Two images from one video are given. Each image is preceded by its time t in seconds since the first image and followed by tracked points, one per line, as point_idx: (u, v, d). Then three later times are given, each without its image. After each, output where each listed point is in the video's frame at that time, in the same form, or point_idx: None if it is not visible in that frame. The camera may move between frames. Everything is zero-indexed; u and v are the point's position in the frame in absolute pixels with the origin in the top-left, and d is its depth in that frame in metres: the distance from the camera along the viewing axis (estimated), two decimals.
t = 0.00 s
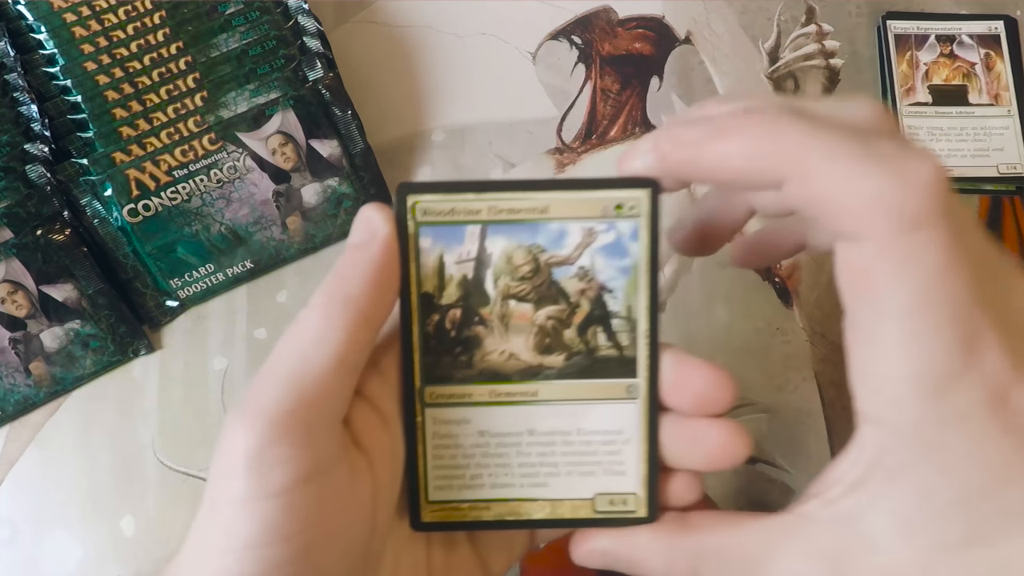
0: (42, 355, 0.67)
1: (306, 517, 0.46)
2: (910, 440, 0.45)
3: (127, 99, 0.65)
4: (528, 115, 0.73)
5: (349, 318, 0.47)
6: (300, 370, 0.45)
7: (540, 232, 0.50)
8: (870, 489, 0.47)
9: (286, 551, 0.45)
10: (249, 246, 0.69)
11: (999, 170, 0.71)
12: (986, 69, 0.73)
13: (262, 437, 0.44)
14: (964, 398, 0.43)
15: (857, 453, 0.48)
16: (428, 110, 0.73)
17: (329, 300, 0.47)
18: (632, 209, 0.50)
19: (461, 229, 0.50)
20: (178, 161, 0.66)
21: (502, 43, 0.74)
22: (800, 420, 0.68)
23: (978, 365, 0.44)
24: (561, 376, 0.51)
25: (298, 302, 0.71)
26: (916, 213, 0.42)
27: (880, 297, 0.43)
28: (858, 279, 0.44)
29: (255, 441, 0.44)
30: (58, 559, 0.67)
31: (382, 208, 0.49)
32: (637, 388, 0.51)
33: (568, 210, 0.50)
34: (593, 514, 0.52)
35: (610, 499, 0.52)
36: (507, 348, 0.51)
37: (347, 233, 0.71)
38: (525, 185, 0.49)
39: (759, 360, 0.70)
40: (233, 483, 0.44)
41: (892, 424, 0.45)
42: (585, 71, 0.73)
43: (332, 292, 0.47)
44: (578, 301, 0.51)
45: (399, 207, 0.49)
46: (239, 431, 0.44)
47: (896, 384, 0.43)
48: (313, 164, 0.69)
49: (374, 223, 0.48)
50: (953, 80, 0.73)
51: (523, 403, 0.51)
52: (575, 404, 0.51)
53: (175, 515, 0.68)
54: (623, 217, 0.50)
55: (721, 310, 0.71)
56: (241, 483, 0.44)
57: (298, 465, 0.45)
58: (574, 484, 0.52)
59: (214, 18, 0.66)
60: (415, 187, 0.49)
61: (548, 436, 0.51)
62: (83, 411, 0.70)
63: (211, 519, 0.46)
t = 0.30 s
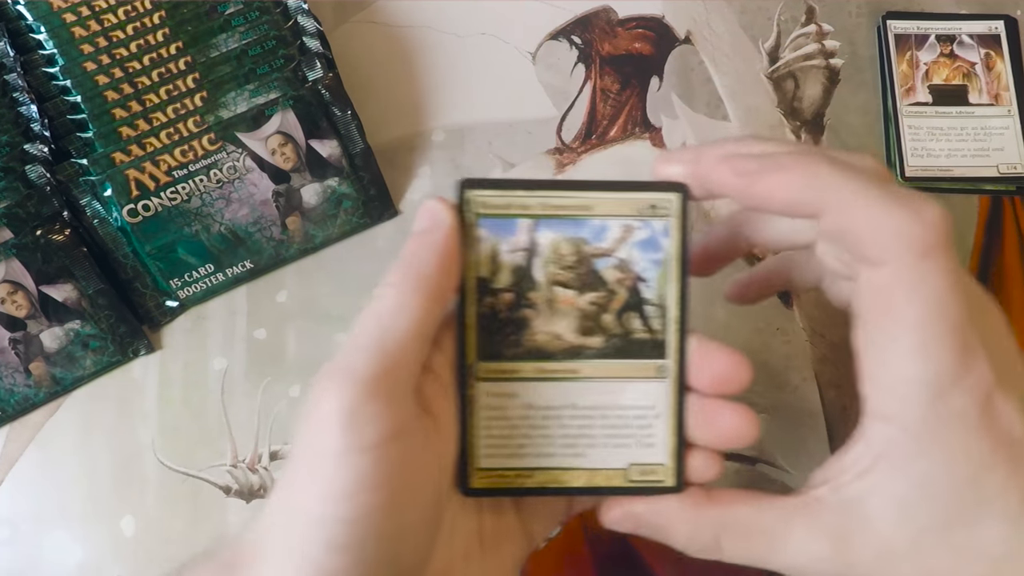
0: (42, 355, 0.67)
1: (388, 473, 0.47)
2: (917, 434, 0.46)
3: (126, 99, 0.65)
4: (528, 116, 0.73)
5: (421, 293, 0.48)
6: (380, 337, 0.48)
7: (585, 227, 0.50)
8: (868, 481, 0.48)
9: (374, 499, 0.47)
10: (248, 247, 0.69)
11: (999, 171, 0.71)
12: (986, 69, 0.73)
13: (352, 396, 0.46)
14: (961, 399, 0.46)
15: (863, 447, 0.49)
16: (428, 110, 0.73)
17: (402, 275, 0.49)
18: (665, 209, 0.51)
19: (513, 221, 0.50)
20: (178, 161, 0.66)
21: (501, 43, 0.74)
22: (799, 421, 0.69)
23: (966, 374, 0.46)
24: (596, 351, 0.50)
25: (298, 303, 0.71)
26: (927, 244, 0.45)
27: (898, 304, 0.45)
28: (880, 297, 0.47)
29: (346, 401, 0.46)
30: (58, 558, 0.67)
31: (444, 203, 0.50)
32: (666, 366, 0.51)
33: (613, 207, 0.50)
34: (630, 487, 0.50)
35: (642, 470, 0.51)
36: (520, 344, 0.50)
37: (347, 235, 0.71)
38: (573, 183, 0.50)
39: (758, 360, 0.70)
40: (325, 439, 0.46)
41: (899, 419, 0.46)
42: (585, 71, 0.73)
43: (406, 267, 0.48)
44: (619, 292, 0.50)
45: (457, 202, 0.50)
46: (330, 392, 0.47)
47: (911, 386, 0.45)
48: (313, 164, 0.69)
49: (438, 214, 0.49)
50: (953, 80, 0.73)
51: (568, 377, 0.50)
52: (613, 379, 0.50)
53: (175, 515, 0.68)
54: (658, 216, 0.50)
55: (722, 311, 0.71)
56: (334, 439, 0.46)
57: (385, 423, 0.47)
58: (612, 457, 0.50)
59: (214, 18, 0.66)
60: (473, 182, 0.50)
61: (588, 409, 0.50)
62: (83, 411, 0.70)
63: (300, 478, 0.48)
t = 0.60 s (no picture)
0: (45, 355, 0.67)
1: (388, 441, 0.48)
2: (913, 407, 0.47)
3: (129, 99, 0.65)
4: (530, 115, 0.73)
5: (420, 269, 0.49)
6: (379, 312, 0.48)
7: (577, 203, 0.51)
8: (864, 447, 0.48)
9: (374, 466, 0.47)
10: (252, 246, 0.69)
11: (1001, 170, 0.71)
12: (988, 69, 0.73)
13: (353, 366, 0.47)
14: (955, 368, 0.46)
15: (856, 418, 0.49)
16: (430, 110, 0.74)
17: (400, 251, 0.49)
18: (657, 183, 0.51)
19: (508, 201, 0.51)
20: (181, 161, 0.66)
21: (503, 43, 0.74)
22: (800, 419, 0.69)
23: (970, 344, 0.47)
24: (586, 322, 0.52)
25: (301, 303, 0.71)
26: (921, 216, 0.46)
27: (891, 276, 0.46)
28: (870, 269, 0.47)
29: (347, 370, 0.47)
30: (61, 558, 0.67)
31: (442, 184, 0.51)
32: (660, 339, 0.52)
33: (605, 183, 0.51)
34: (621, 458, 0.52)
35: (636, 440, 0.52)
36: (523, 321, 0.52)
37: (350, 235, 0.71)
38: (565, 161, 0.51)
39: (762, 361, 0.70)
40: (328, 408, 0.47)
41: (890, 389, 0.47)
42: (587, 71, 0.73)
43: (403, 245, 0.49)
44: (612, 267, 0.52)
45: (455, 183, 0.51)
46: (332, 363, 0.47)
47: (906, 356, 0.46)
48: (316, 164, 0.69)
49: (434, 193, 0.50)
50: (955, 80, 0.73)
51: (562, 349, 0.52)
52: (605, 352, 0.52)
53: (178, 515, 0.68)
54: (649, 190, 0.51)
55: (725, 312, 0.71)
56: (337, 407, 0.47)
57: (385, 391, 0.48)
58: (604, 429, 0.52)
59: (218, 18, 0.66)
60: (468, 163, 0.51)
61: (581, 380, 0.52)
62: (85, 411, 0.70)
63: (303, 448, 0.49)
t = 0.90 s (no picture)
0: (45, 355, 0.68)
1: (365, 413, 0.48)
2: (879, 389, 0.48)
3: (129, 99, 0.65)
4: (530, 115, 0.73)
5: (387, 244, 0.51)
6: (350, 289, 0.49)
7: (545, 179, 0.55)
8: (832, 430, 0.50)
9: (350, 440, 0.47)
10: (252, 246, 0.69)
11: (1001, 170, 0.71)
12: (987, 69, 0.73)
13: (325, 341, 0.47)
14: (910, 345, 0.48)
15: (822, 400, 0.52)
16: (430, 110, 0.74)
17: (369, 233, 0.51)
18: (625, 159, 0.55)
19: (478, 176, 0.55)
20: (181, 160, 0.66)
21: (503, 42, 0.74)
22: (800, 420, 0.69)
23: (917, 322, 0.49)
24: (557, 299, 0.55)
25: (301, 302, 0.71)
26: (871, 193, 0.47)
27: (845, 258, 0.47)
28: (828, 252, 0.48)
29: (319, 345, 0.47)
30: (60, 559, 0.67)
31: (411, 159, 0.54)
32: (628, 315, 0.55)
33: (571, 159, 0.55)
34: (594, 431, 0.56)
35: (607, 415, 0.56)
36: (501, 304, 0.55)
37: (350, 234, 0.71)
38: (530, 138, 0.54)
39: (761, 363, 0.70)
40: (301, 385, 0.47)
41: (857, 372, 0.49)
42: (587, 71, 0.73)
43: (371, 222, 0.51)
44: (579, 240, 0.55)
45: (426, 161, 0.55)
46: (303, 340, 0.48)
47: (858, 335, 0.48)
48: (316, 163, 0.69)
49: (404, 169, 0.53)
50: (955, 80, 0.73)
51: (532, 326, 0.55)
52: (574, 328, 0.55)
53: (178, 515, 0.68)
54: (617, 166, 0.55)
55: (724, 313, 0.71)
56: (310, 383, 0.47)
57: (357, 365, 0.47)
58: (575, 402, 0.55)
59: (217, 18, 0.66)
60: (438, 140, 0.55)
61: (552, 357, 0.55)
62: (85, 411, 0.70)
63: (282, 427, 0.49)
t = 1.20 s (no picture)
0: (45, 355, 0.67)
1: (363, 408, 0.49)
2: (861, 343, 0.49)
3: (129, 99, 0.65)
4: (529, 115, 0.73)
5: (386, 240, 0.51)
6: (349, 286, 0.50)
7: (549, 174, 0.54)
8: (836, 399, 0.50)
9: (349, 436, 0.49)
10: (252, 246, 0.69)
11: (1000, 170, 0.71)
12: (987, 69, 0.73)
13: (322, 338, 0.49)
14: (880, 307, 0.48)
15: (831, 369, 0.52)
16: (430, 110, 0.74)
17: (368, 229, 0.52)
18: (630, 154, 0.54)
19: (481, 171, 0.54)
20: (181, 161, 0.66)
21: (503, 42, 0.74)
22: (799, 420, 0.69)
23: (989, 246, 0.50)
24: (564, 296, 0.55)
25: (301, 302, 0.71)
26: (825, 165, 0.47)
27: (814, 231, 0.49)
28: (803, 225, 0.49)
29: (316, 342, 0.49)
30: (61, 558, 0.68)
31: (412, 154, 0.53)
32: (633, 312, 0.56)
33: (575, 153, 0.54)
34: (598, 427, 0.57)
35: (610, 412, 0.57)
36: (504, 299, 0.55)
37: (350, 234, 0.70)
38: (532, 133, 0.54)
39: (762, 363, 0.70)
40: (300, 380, 0.49)
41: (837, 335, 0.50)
42: (587, 71, 0.73)
43: (370, 218, 0.52)
44: (582, 237, 0.55)
45: (427, 155, 0.54)
46: (301, 338, 0.49)
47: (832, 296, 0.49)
48: (316, 163, 0.69)
49: (405, 163, 0.53)
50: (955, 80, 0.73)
51: (536, 323, 0.55)
52: (578, 326, 0.55)
53: (178, 515, 0.68)
54: (622, 160, 0.54)
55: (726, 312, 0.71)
56: (308, 379, 0.49)
57: (355, 361, 0.49)
58: (578, 398, 0.56)
59: (217, 18, 0.66)
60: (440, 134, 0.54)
61: (555, 354, 0.56)
62: (85, 411, 0.70)
63: (284, 421, 0.51)
